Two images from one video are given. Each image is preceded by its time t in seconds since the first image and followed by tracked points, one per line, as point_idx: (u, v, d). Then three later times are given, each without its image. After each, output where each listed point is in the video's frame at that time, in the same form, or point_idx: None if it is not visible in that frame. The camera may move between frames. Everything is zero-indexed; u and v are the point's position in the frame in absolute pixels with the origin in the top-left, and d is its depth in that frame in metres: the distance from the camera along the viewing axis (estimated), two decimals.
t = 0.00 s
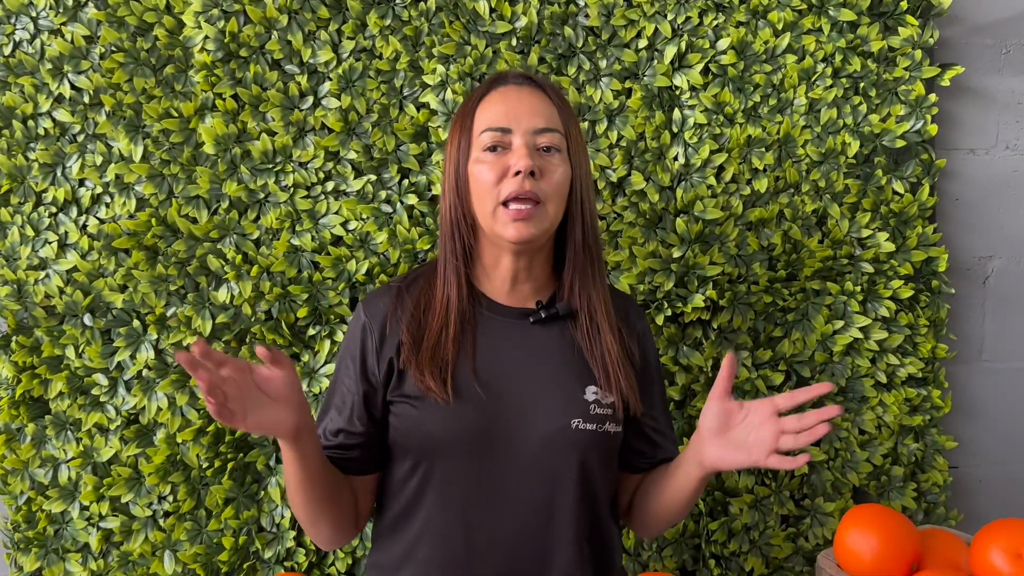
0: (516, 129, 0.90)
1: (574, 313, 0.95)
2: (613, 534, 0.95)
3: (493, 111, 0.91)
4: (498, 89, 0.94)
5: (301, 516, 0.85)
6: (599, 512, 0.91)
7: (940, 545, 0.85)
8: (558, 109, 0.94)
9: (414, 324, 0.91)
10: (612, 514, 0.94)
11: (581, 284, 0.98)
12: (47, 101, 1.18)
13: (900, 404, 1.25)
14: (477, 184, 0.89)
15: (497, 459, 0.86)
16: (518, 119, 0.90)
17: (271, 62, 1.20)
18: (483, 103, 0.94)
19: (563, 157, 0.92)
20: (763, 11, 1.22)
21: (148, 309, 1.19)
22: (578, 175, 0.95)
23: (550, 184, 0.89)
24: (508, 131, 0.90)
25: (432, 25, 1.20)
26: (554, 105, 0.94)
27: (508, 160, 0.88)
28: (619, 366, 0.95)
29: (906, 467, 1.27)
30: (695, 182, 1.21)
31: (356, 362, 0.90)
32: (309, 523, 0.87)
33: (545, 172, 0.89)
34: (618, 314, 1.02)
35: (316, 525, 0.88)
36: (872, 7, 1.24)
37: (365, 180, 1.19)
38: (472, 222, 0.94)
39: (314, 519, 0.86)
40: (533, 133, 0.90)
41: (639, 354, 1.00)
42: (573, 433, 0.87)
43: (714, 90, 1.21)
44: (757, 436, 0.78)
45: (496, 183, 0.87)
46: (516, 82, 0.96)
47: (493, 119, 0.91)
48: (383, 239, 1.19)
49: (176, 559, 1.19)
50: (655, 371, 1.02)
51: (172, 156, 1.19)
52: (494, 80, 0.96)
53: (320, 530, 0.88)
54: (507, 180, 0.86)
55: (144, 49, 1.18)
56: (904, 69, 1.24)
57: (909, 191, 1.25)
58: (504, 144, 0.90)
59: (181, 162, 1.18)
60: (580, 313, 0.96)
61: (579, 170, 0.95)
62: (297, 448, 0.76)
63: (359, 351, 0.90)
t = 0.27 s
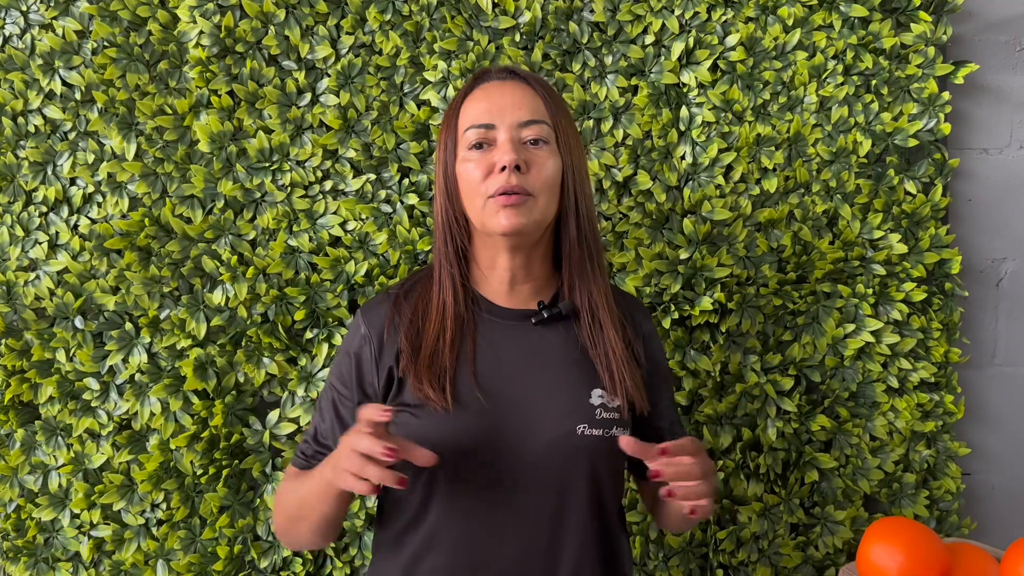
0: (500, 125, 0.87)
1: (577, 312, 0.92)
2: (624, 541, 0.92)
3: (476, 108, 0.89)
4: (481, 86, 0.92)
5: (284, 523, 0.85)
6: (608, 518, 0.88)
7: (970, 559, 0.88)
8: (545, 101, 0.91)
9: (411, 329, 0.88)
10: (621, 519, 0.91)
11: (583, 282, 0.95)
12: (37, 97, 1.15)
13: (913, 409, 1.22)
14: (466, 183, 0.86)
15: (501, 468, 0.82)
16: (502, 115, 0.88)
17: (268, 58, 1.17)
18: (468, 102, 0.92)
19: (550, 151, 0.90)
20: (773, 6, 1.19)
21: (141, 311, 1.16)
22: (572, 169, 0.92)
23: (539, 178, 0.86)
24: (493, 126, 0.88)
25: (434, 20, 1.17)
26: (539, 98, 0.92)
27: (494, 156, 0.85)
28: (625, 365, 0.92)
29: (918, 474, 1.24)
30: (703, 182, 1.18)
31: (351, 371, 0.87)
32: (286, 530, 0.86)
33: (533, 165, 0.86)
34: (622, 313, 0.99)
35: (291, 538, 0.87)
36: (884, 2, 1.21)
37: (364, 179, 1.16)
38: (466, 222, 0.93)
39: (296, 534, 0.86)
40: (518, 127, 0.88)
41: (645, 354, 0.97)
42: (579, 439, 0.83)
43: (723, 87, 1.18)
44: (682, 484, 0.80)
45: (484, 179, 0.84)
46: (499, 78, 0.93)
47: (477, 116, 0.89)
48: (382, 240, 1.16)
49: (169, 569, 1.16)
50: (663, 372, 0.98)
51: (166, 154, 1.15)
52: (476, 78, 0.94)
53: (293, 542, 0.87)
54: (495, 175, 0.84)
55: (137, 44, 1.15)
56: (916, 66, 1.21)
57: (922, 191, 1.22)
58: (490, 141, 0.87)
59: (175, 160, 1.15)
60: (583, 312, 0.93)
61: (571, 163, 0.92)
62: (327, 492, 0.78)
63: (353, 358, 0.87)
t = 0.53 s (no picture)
0: (493, 126, 0.84)
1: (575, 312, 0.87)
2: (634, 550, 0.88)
3: (468, 108, 0.86)
4: (474, 84, 0.89)
5: (218, 479, 0.79)
6: (615, 523, 0.85)
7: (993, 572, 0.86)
8: (540, 100, 0.87)
9: (408, 330, 0.86)
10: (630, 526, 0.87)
11: (583, 283, 0.90)
12: (30, 96, 1.12)
13: (923, 417, 1.19)
14: (456, 186, 0.83)
15: (500, 469, 0.80)
16: (495, 115, 0.84)
17: (266, 57, 1.14)
18: (459, 101, 0.88)
19: (547, 152, 0.85)
20: (781, 5, 1.16)
21: (135, 315, 1.14)
22: (569, 168, 0.88)
23: (534, 181, 0.82)
24: (485, 128, 0.84)
25: (435, 19, 1.15)
26: (536, 95, 0.87)
27: (485, 160, 0.82)
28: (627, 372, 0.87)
29: (928, 483, 1.21)
30: (709, 184, 1.16)
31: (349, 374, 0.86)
32: (215, 491, 0.80)
33: (526, 169, 0.82)
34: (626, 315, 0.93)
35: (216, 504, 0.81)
36: (894, 1, 1.19)
37: (363, 180, 1.14)
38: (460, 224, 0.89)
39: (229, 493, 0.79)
40: (511, 128, 0.84)
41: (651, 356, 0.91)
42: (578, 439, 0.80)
43: (730, 88, 1.15)
44: (654, 478, 0.74)
45: (474, 183, 0.81)
46: (493, 75, 0.89)
47: (468, 117, 0.85)
48: (382, 243, 1.14)
49: None
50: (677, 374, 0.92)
51: (161, 155, 1.13)
52: (470, 74, 0.90)
53: (214, 506, 0.81)
54: (485, 181, 0.81)
55: (132, 43, 1.12)
56: (927, 66, 1.18)
57: (932, 194, 1.20)
58: (482, 142, 0.84)
59: (171, 160, 1.13)
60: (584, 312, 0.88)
61: (566, 162, 0.87)
62: (304, 442, 0.75)
63: (350, 361, 0.86)
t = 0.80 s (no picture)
0: (492, 131, 0.80)
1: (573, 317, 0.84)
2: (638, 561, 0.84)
3: (465, 110, 0.82)
4: (471, 83, 0.85)
5: (214, 490, 0.74)
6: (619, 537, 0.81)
7: None
8: (541, 102, 0.83)
9: (400, 338, 0.83)
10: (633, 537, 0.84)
11: (580, 287, 0.87)
12: (19, 93, 1.09)
13: (934, 425, 1.16)
14: (452, 192, 0.80)
15: (496, 480, 0.77)
16: (493, 119, 0.81)
17: (261, 53, 1.11)
18: (455, 100, 0.84)
19: (547, 157, 0.82)
20: (790, 2, 1.13)
21: (127, 317, 1.11)
22: (569, 172, 0.85)
23: (533, 188, 0.79)
24: (483, 132, 0.81)
25: (435, 14, 1.12)
26: (536, 97, 0.84)
27: (483, 165, 0.78)
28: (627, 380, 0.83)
29: (939, 492, 1.18)
30: (716, 185, 1.13)
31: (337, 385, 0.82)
32: (212, 506, 0.75)
33: (526, 176, 0.79)
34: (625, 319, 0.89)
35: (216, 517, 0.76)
36: None
37: (361, 180, 1.11)
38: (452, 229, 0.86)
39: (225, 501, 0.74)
40: (510, 133, 0.81)
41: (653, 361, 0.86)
42: (577, 448, 0.77)
43: (738, 86, 1.12)
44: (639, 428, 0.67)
45: (472, 190, 0.78)
46: (491, 74, 0.85)
47: (466, 120, 0.82)
48: (380, 244, 1.11)
49: None
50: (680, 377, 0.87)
51: (154, 154, 1.10)
52: (467, 72, 0.86)
53: (214, 523, 0.76)
54: (484, 189, 0.78)
55: (124, 38, 1.09)
56: (940, 65, 1.15)
57: (945, 196, 1.17)
58: (480, 146, 0.80)
59: (163, 159, 1.10)
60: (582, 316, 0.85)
61: (566, 167, 0.84)
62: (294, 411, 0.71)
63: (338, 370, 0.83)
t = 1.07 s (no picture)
0: (497, 146, 0.75)
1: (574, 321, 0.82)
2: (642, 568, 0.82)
3: (467, 118, 0.76)
4: (474, 85, 0.77)
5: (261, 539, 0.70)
6: (624, 546, 0.78)
7: None
8: (547, 114, 0.77)
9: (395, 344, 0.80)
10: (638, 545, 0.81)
11: (581, 293, 0.84)
12: (12, 89, 1.07)
13: (947, 432, 1.13)
14: (456, 208, 0.76)
15: (496, 491, 0.74)
16: (500, 132, 0.75)
17: (260, 49, 1.09)
18: (454, 106, 0.77)
19: (552, 171, 0.78)
20: None
21: (121, 318, 1.09)
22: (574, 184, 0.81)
23: (538, 207, 0.76)
24: (487, 148, 0.75)
25: (438, 9, 1.09)
26: (543, 106, 0.77)
27: (489, 184, 0.74)
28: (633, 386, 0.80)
29: (952, 500, 1.15)
30: (725, 185, 1.10)
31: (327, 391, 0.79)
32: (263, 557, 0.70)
33: (533, 196, 0.76)
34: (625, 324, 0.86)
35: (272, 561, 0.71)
36: None
37: (361, 179, 1.08)
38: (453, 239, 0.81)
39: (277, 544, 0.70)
40: (517, 148, 0.75)
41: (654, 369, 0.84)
42: (579, 456, 0.74)
43: (748, 84, 1.10)
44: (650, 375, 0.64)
45: (476, 209, 0.74)
46: (494, 79, 0.78)
47: (468, 132, 0.76)
48: (380, 245, 1.08)
49: None
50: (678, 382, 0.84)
51: (149, 151, 1.07)
52: (469, 69, 0.79)
53: None
54: (491, 210, 0.74)
55: (120, 33, 1.07)
56: (955, 63, 1.12)
57: (959, 197, 1.14)
58: (484, 162, 0.75)
59: (159, 157, 1.07)
60: (584, 320, 0.82)
61: (571, 179, 0.79)
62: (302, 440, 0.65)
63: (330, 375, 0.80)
